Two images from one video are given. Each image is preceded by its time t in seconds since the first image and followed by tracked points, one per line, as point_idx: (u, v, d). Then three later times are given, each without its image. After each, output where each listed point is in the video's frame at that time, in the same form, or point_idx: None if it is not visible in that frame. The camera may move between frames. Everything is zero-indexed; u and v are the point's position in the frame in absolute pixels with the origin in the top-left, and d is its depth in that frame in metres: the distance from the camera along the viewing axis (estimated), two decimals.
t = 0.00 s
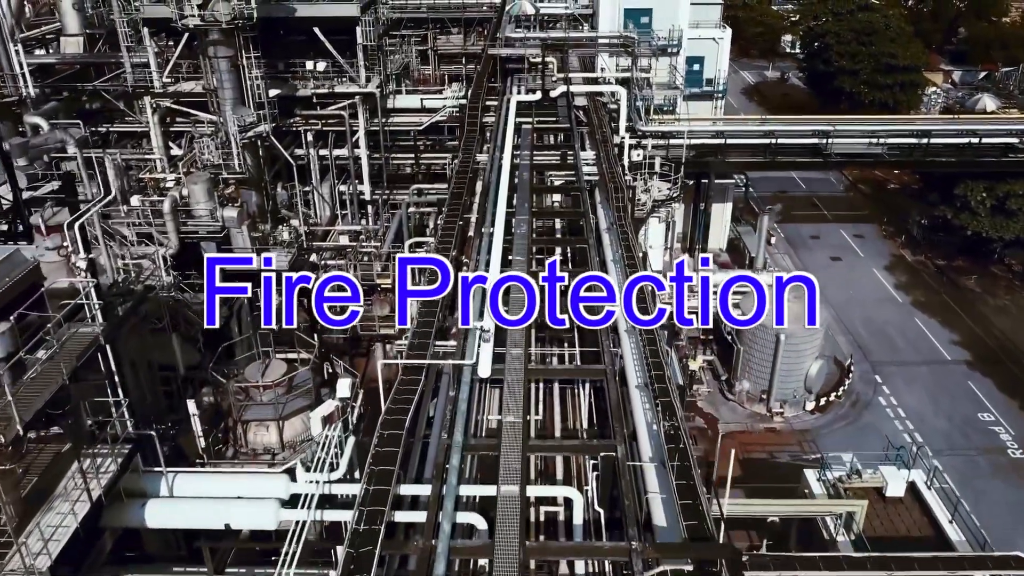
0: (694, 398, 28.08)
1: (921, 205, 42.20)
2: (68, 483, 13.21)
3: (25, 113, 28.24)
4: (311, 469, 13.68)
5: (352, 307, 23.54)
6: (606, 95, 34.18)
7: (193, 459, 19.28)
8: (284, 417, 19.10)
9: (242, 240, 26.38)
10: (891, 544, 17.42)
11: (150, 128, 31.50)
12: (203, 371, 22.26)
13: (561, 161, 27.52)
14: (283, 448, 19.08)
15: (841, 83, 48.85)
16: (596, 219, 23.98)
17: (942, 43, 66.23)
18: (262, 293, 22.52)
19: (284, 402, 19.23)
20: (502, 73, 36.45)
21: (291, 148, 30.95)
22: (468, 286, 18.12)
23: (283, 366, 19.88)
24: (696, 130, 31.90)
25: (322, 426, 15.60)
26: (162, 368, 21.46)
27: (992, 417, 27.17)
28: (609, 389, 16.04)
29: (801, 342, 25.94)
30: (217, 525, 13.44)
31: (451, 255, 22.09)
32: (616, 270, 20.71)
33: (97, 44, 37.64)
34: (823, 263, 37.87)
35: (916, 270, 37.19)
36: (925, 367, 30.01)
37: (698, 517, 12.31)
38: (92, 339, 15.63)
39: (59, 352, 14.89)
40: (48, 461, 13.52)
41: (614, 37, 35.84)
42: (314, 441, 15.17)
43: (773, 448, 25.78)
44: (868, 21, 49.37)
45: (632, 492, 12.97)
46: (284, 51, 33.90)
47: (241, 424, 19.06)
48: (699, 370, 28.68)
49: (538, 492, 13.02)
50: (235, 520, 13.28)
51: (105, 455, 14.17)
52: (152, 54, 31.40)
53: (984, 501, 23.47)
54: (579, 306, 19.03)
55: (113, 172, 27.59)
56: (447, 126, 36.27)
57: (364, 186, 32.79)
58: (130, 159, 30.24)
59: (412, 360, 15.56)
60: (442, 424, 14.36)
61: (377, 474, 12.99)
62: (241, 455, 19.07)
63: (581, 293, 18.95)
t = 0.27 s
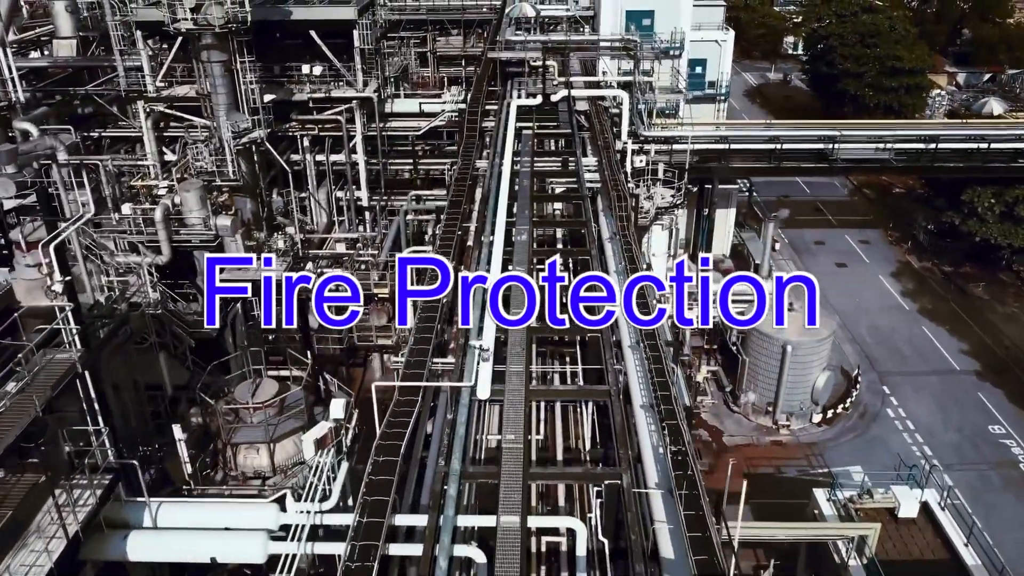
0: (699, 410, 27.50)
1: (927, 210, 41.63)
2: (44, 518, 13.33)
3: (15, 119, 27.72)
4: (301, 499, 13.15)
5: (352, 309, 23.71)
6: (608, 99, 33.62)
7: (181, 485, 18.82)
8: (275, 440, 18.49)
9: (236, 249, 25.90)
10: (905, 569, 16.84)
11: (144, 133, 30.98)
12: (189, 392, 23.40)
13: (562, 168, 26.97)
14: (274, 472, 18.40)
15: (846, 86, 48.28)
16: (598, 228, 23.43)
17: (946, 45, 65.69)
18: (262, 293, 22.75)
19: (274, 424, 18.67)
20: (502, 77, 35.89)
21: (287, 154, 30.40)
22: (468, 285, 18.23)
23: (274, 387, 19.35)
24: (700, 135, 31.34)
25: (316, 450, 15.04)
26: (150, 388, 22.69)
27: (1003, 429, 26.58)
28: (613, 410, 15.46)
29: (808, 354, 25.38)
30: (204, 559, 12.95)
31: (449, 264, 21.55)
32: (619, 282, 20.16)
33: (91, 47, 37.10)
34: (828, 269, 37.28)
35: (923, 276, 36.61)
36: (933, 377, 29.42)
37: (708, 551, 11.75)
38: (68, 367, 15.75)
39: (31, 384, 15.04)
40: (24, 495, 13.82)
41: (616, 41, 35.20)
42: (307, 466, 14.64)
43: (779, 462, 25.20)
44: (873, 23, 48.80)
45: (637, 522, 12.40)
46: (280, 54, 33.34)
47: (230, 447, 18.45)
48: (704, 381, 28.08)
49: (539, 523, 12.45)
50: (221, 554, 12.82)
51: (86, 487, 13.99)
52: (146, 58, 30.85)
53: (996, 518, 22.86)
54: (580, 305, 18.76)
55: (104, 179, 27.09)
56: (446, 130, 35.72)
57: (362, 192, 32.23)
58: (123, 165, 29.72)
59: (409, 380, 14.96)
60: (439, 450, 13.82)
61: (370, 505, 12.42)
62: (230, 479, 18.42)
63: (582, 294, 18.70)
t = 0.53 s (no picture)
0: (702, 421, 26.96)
1: (932, 214, 41.12)
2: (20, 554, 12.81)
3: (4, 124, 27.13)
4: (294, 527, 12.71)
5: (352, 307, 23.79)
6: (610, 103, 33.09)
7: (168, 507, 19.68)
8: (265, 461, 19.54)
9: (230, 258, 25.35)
10: None
11: (137, 138, 30.41)
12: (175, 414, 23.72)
13: (563, 175, 26.43)
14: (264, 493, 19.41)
15: (850, 88, 47.75)
16: (600, 236, 22.90)
17: (949, 46, 65.15)
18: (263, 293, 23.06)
19: (264, 445, 19.69)
20: (502, 80, 35.33)
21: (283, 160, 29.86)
22: (468, 286, 18.54)
23: (265, 407, 20.39)
24: (704, 140, 30.82)
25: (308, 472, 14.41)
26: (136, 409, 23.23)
27: (1013, 441, 26.07)
28: (616, 432, 14.92)
29: (814, 364, 24.88)
30: None
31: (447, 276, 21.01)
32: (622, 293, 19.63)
33: (85, 49, 36.49)
34: (833, 276, 36.74)
35: (929, 283, 36.06)
36: (941, 387, 28.90)
37: None
38: (45, 393, 15.37)
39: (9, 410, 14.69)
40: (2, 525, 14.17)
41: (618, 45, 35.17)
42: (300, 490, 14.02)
43: (785, 476, 24.66)
44: (877, 25, 48.27)
45: (644, 553, 11.87)
46: (276, 58, 32.76)
47: (220, 469, 19.45)
48: (708, 392, 27.52)
49: (542, 554, 11.90)
50: None
51: (64, 517, 13.36)
52: (139, 62, 30.26)
53: (1008, 534, 22.33)
54: (580, 305, 18.89)
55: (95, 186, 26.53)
56: (445, 135, 35.18)
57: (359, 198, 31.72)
58: (115, 171, 29.14)
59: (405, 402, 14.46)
60: (437, 474, 13.29)
61: (364, 535, 11.86)
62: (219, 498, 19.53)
63: (582, 294, 18.87)
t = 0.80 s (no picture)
0: (706, 431, 26.50)
1: (937, 218, 40.65)
2: None
3: None
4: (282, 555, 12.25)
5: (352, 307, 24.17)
6: (611, 107, 32.62)
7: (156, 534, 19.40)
8: (256, 481, 19.09)
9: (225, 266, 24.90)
10: None
11: (131, 142, 29.97)
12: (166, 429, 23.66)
13: (564, 180, 26.00)
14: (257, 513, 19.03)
15: (852, 91, 47.29)
16: (601, 245, 22.41)
17: (952, 47, 64.72)
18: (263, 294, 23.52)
19: (256, 464, 19.42)
20: (501, 83, 34.91)
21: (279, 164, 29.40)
22: (468, 286, 18.59)
23: (257, 425, 20.07)
24: (707, 144, 30.36)
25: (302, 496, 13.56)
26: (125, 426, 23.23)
27: (1022, 452, 25.62)
28: (620, 451, 14.49)
29: (820, 374, 24.40)
30: None
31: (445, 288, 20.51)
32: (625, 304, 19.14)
33: (79, 52, 36.02)
34: (837, 281, 36.30)
35: (934, 288, 35.64)
36: (948, 396, 28.46)
37: None
38: (22, 421, 14.78)
39: None
40: None
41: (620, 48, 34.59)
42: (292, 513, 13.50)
43: (790, 488, 24.17)
44: (880, 27, 47.86)
45: None
46: (273, 61, 32.33)
47: (210, 490, 19.07)
48: (711, 401, 27.01)
49: None
50: None
51: (43, 545, 13.11)
52: (133, 65, 29.84)
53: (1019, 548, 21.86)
54: (580, 305, 19.10)
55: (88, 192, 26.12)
56: (444, 138, 34.77)
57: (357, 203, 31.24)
58: (109, 176, 28.71)
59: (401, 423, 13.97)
60: (434, 498, 12.89)
61: (358, 564, 11.43)
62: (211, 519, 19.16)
63: (582, 294, 19.03)
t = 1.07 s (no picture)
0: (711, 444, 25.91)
1: (943, 224, 40.00)
2: None
3: None
4: None
5: (353, 307, 24.59)
6: (614, 112, 31.98)
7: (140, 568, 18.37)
8: (245, 510, 18.17)
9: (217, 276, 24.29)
10: None
11: (123, 148, 29.37)
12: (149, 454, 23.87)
13: (565, 188, 25.40)
14: (246, 544, 18.11)
15: (857, 94, 46.63)
16: (604, 256, 21.75)
17: (956, 49, 64.10)
18: (263, 296, 23.79)
19: (245, 491, 18.53)
20: (501, 87, 34.31)
21: (274, 170, 28.76)
22: (468, 286, 18.69)
23: (245, 450, 19.16)
24: (711, 150, 29.75)
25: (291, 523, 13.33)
26: (109, 448, 23.33)
27: None
28: (625, 477, 13.91)
29: (827, 387, 23.82)
30: None
31: (442, 305, 19.84)
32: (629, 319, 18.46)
33: (72, 55, 35.38)
34: (842, 288, 35.69)
35: (942, 295, 35.04)
36: (957, 407, 27.86)
37: None
38: None
39: None
40: None
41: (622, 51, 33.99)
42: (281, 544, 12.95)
43: (797, 504, 23.56)
44: (884, 29, 47.26)
45: None
46: (268, 65, 31.72)
47: (197, 519, 18.09)
48: (716, 414, 26.41)
49: None
50: None
51: None
52: (125, 69, 29.24)
53: None
54: (580, 305, 18.82)
55: (77, 200, 25.53)
56: (443, 143, 34.17)
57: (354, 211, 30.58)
58: (100, 183, 28.10)
59: (395, 452, 13.37)
60: (431, 531, 12.28)
61: None
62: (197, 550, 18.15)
63: (582, 294, 18.76)
